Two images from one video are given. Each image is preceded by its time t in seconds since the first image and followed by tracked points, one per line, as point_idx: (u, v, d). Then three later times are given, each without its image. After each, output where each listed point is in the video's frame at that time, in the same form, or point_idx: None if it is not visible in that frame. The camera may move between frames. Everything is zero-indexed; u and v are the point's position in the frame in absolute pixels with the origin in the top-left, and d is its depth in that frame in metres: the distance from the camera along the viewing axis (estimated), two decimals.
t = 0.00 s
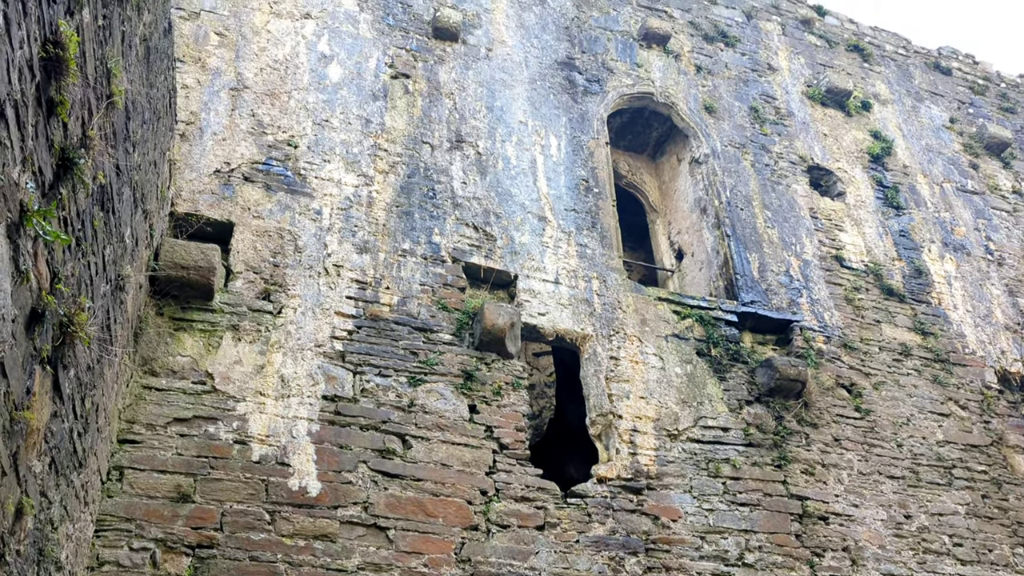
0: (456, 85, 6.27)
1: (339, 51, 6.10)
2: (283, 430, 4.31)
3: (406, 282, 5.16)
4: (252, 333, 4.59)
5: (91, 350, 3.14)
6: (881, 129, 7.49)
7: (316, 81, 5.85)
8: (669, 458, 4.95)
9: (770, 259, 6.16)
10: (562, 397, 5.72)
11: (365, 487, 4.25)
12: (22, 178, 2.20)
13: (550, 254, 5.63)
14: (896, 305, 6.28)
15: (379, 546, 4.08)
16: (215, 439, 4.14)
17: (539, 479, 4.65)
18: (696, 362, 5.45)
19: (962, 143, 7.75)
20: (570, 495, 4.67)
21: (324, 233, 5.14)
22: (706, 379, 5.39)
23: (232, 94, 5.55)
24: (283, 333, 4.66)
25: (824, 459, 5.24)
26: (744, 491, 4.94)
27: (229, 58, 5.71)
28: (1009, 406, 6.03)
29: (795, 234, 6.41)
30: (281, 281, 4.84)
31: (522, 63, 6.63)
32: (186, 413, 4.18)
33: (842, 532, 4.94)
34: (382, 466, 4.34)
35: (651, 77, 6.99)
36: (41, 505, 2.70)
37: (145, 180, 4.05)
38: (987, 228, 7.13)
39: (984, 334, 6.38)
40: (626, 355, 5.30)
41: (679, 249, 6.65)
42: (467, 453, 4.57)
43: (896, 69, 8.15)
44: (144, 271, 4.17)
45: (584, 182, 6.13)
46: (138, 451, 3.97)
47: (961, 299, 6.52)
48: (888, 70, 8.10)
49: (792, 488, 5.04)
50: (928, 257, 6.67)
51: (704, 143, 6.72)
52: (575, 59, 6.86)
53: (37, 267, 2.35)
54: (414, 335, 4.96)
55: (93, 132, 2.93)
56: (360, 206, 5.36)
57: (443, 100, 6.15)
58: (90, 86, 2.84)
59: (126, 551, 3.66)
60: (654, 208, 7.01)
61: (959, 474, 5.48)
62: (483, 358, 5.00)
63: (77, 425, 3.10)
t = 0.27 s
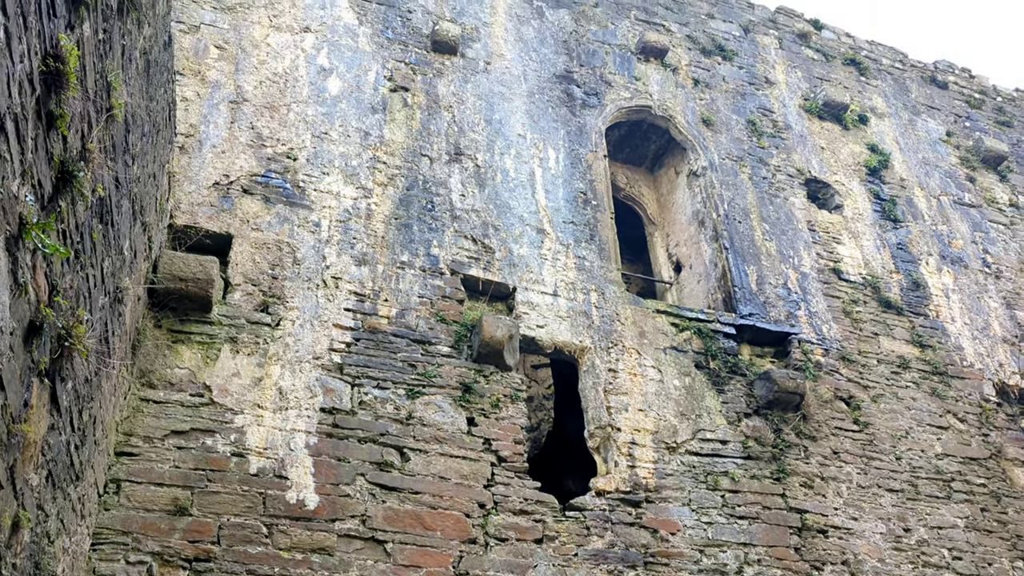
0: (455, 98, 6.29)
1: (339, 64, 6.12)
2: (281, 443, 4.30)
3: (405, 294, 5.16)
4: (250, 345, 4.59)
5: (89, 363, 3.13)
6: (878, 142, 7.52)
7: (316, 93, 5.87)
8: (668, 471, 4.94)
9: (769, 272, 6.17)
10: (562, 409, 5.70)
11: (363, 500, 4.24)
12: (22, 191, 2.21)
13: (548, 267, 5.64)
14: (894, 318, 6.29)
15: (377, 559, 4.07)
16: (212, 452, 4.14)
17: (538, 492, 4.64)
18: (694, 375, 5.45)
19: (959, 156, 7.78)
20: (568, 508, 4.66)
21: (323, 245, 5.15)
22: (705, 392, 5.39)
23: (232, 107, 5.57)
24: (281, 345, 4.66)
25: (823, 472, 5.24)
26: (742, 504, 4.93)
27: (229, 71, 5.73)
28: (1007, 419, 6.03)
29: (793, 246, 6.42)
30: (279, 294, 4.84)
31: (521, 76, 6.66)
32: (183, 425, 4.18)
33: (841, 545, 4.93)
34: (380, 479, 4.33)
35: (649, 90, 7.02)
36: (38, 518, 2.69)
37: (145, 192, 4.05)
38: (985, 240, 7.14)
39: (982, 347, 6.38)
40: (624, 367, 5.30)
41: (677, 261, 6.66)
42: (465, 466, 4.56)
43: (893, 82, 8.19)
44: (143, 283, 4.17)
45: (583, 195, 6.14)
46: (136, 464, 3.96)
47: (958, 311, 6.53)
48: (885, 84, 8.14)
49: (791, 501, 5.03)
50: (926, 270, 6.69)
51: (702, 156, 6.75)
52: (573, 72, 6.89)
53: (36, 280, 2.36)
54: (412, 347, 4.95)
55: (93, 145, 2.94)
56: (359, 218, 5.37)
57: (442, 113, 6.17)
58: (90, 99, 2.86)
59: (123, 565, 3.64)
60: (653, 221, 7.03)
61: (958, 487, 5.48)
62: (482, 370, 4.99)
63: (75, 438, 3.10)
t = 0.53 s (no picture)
0: (451, 111, 6.31)
1: (336, 78, 6.14)
2: (276, 456, 4.29)
3: (401, 306, 5.17)
4: (246, 358, 4.58)
5: (84, 376, 3.13)
6: (872, 156, 7.56)
7: (312, 106, 5.89)
8: (663, 484, 4.93)
9: (764, 285, 6.19)
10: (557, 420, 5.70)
11: (358, 513, 4.23)
12: (18, 204, 2.22)
13: (544, 279, 5.64)
14: (889, 331, 6.30)
15: (372, 573, 4.05)
16: (207, 465, 4.12)
17: (533, 506, 4.63)
18: (690, 388, 5.45)
19: (953, 170, 7.82)
20: (564, 521, 4.65)
21: (319, 258, 5.15)
22: (701, 405, 5.39)
23: (229, 119, 5.58)
24: (277, 357, 4.65)
25: (819, 485, 5.23)
26: (738, 517, 4.93)
27: (226, 84, 5.75)
28: (1002, 433, 6.04)
29: (788, 259, 6.44)
30: (275, 306, 4.84)
31: (517, 89, 6.69)
32: (178, 438, 4.17)
33: (837, 558, 4.92)
34: (375, 492, 4.32)
35: (644, 103, 7.05)
36: (31, 531, 2.68)
37: (141, 205, 4.06)
38: (978, 254, 7.17)
39: (976, 361, 6.40)
40: (620, 380, 5.30)
41: (673, 274, 6.68)
42: (461, 479, 4.55)
43: (887, 97, 8.24)
44: (138, 295, 4.17)
45: (579, 208, 6.16)
46: (130, 477, 3.95)
47: (953, 325, 6.55)
48: (879, 98, 8.18)
49: (786, 514, 5.02)
50: (920, 283, 6.71)
51: (698, 170, 6.77)
52: (569, 86, 6.92)
53: (31, 293, 2.36)
54: (408, 359, 4.95)
55: (90, 158, 2.94)
56: (355, 231, 5.38)
57: (439, 126, 6.19)
58: (87, 112, 2.87)
59: None
60: (648, 234, 7.05)
61: (953, 500, 5.48)
62: (477, 383, 4.99)
63: (69, 450, 3.09)
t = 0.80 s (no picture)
0: (445, 123, 6.33)
1: (330, 88, 6.15)
2: (267, 467, 4.27)
3: (394, 317, 5.16)
4: (238, 368, 4.57)
5: (74, 386, 3.11)
6: (864, 169, 7.60)
7: (306, 117, 5.90)
8: (656, 496, 4.92)
9: (756, 297, 6.20)
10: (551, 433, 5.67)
11: (350, 525, 4.21)
12: (10, 214, 2.21)
13: (537, 291, 5.65)
14: (881, 343, 6.32)
15: None
16: (198, 476, 4.10)
17: (526, 517, 4.61)
18: (683, 400, 5.45)
19: (943, 184, 7.87)
20: (556, 533, 4.64)
21: (312, 268, 5.15)
22: (693, 417, 5.39)
23: (222, 130, 5.58)
24: (269, 368, 4.64)
25: (811, 498, 5.24)
26: (731, 529, 4.92)
27: (220, 94, 5.75)
28: (993, 446, 6.05)
29: (780, 272, 6.46)
30: (267, 316, 4.83)
31: (510, 101, 6.71)
32: (169, 449, 4.14)
33: (829, 571, 4.92)
34: (367, 504, 4.31)
35: (637, 116, 7.08)
36: (19, 543, 2.66)
37: (134, 215, 4.05)
38: (969, 267, 7.20)
39: (968, 373, 6.42)
40: (613, 392, 5.29)
41: (665, 286, 6.69)
42: (453, 491, 4.54)
43: (878, 110, 8.30)
44: (130, 305, 4.15)
45: (572, 219, 6.17)
46: (120, 488, 3.92)
47: (944, 337, 6.57)
48: (870, 112, 8.24)
49: (779, 527, 5.02)
50: (911, 296, 6.74)
51: (690, 182, 6.80)
52: (563, 98, 6.95)
53: (22, 303, 2.35)
54: (401, 370, 4.94)
55: (82, 167, 2.94)
56: (348, 242, 5.37)
57: (432, 137, 6.20)
58: (80, 122, 2.86)
59: None
60: (641, 246, 7.07)
61: (945, 513, 5.48)
62: (470, 395, 4.98)
63: (58, 462, 3.07)
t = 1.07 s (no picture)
0: (433, 133, 6.34)
1: (318, 98, 6.15)
2: (251, 477, 4.24)
3: (380, 327, 5.15)
4: (222, 377, 4.54)
5: (56, 395, 3.08)
6: (848, 184, 7.66)
7: (294, 126, 5.89)
8: (641, 508, 4.92)
9: (742, 310, 6.23)
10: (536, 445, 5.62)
11: (334, 536, 4.18)
12: None
13: (524, 302, 5.65)
14: (865, 357, 6.36)
15: None
16: (180, 486, 4.07)
17: (511, 529, 4.60)
18: (668, 412, 5.46)
19: (927, 200, 7.94)
20: (541, 545, 4.62)
21: (298, 277, 5.13)
22: (678, 429, 5.40)
23: (209, 138, 5.56)
24: (254, 377, 4.61)
25: (795, 510, 5.25)
26: (716, 542, 4.93)
27: (208, 102, 5.74)
28: (976, 460, 6.09)
29: (766, 285, 6.49)
30: (253, 325, 4.81)
31: (499, 113, 6.73)
32: (151, 459, 4.11)
33: None
34: (352, 514, 4.29)
35: (625, 128, 7.12)
36: None
37: (118, 222, 4.03)
38: (952, 282, 7.26)
39: (951, 387, 6.46)
40: (599, 404, 5.30)
41: (652, 298, 6.71)
42: (438, 502, 4.52)
43: (863, 126, 8.37)
44: (114, 313, 4.12)
45: (559, 231, 6.18)
46: (101, 498, 3.88)
47: (927, 351, 6.62)
48: (855, 127, 8.31)
49: (763, 540, 5.03)
50: (895, 310, 6.78)
51: (677, 195, 6.83)
52: (551, 110, 6.97)
53: (3, 310, 2.33)
54: (387, 381, 4.93)
55: (67, 174, 2.92)
56: (335, 251, 5.36)
57: (421, 147, 6.21)
58: (65, 128, 2.85)
59: None
60: (628, 258, 7.09)
61: (928, 526, 5.51)
62: (456, 406, 4.97)
63: (39, 470, 3.03)
